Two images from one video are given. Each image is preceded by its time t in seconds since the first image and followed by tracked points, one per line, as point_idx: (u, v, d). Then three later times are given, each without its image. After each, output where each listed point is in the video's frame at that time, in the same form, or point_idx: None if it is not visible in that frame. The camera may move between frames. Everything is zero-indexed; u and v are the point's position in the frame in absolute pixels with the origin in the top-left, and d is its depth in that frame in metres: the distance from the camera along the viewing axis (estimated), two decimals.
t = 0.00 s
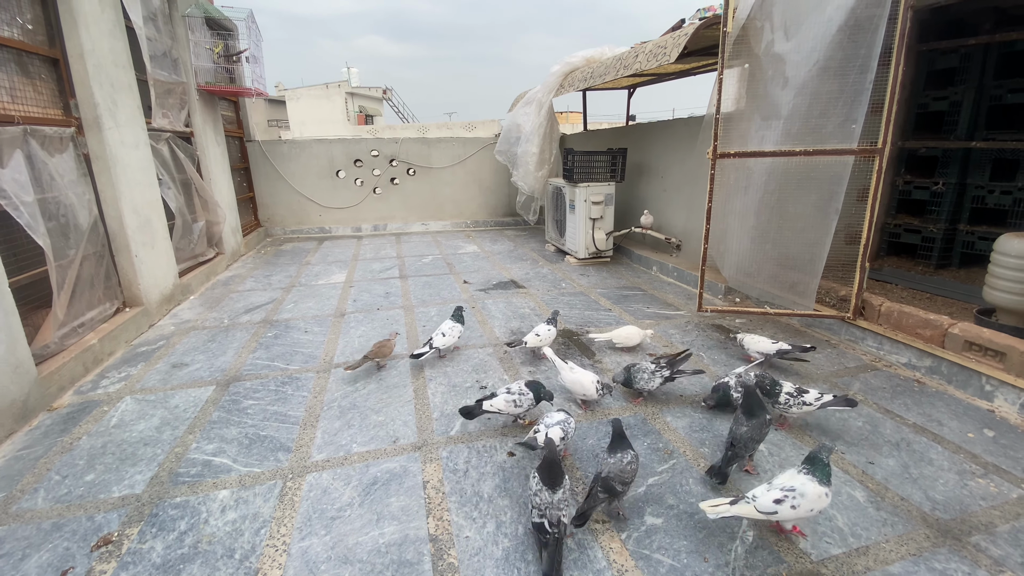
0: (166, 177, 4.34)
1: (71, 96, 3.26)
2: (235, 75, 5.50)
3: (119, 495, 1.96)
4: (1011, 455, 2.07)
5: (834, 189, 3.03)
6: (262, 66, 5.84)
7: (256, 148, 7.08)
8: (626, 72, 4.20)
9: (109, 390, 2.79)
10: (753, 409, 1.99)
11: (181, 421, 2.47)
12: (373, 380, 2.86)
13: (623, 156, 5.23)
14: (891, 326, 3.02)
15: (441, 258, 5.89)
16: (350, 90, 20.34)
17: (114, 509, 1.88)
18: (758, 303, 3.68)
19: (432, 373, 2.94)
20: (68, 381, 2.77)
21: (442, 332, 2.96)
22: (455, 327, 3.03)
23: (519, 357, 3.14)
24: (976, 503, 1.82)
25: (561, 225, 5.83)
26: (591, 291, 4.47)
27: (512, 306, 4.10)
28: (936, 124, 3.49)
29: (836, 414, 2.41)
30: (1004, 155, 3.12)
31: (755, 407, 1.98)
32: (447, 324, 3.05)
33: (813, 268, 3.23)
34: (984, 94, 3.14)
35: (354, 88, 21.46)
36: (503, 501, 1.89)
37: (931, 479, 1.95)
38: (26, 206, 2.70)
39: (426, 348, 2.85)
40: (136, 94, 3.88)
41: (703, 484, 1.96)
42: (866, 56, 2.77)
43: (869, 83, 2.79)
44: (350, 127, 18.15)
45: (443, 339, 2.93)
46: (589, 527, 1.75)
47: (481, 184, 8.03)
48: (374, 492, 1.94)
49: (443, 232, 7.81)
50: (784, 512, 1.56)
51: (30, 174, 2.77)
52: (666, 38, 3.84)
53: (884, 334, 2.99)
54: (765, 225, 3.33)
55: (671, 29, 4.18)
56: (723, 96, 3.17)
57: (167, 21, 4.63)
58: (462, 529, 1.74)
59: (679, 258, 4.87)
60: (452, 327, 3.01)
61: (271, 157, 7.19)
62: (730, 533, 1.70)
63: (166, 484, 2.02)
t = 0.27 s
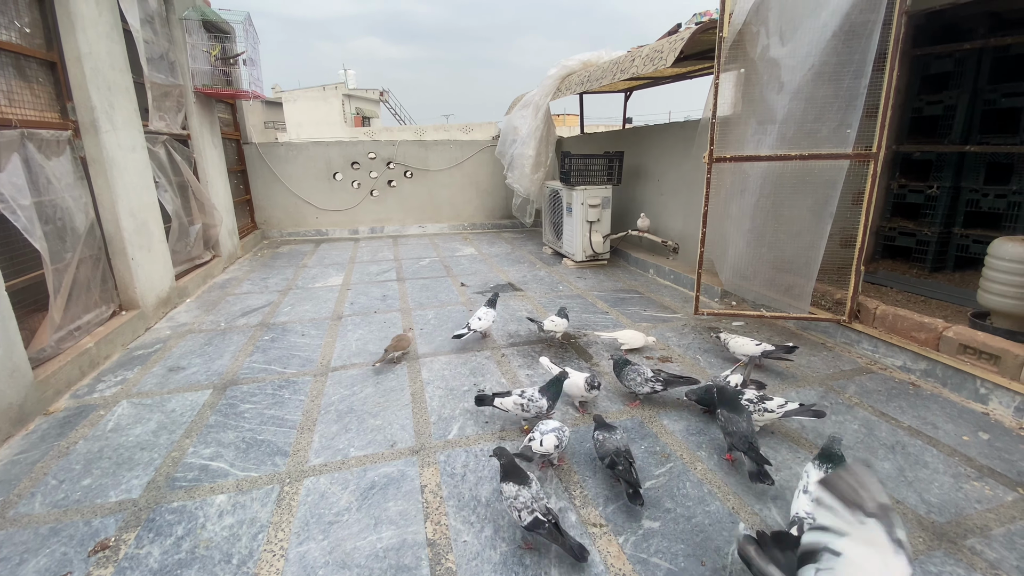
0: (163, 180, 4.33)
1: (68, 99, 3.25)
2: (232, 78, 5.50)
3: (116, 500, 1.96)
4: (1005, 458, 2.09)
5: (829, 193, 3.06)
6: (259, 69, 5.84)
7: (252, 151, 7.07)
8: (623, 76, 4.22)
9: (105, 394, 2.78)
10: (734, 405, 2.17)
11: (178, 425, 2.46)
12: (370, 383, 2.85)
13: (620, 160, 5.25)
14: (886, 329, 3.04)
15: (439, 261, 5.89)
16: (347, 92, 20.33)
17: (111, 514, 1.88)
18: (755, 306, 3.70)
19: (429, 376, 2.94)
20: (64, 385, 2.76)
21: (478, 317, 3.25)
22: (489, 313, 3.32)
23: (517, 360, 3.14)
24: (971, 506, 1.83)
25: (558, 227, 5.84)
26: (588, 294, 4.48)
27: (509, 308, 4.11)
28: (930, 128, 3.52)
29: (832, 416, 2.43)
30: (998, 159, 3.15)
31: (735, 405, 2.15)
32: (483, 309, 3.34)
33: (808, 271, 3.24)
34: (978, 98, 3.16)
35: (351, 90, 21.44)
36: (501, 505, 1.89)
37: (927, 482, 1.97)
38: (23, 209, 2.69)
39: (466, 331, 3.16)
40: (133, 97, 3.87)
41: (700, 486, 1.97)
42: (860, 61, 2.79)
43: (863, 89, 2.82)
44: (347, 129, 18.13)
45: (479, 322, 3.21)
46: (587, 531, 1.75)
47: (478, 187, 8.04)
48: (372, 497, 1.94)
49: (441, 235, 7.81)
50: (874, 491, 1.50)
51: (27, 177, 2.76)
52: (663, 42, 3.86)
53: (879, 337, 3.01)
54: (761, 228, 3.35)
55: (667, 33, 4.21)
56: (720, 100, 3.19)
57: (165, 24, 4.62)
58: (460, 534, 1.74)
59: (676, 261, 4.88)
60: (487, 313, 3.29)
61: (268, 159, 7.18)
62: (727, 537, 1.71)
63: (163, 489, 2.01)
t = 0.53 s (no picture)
0: (158, 181, 4.30)
1: (61, 100, 3.22)
2: (228, 79, 5.48)
3: (107, 506, 1.93)
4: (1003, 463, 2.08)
5: (826, 196, 3.05)
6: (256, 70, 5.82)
7: (249, 152, 7.04)
8: (620, 78, 4.22)
9: (98, 398, 2.75)
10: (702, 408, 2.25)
11: (171, 429, 2.44)
12: (366, 387, 2.83)
13: (617, 162, 5.25)
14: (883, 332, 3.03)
15: (436, 263, 5.87)
16: (345, 93, 20.31)
17: (102, 521, 1.85)
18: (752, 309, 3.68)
19: (425, 380, 2.92)
20: (57, 388, 2.73)
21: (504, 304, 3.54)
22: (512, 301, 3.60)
23: (513, 363, 3.13)
24: (970, 512, 1.82)
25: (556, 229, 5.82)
26: (586, 297, 4.47)
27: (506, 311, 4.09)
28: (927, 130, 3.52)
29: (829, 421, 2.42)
30: (995, 161, 3.15)
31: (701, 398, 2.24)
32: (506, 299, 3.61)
33: (805, 274, 3.23)
34: (975, 101, 3.17)
35: (349, 91, 21.42)
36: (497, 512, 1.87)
37: (925, 487, 1.95)
38: (15, 211, 2.66)
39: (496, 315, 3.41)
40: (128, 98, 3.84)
41: (697, 492, 1.96)
42: (858, 64, 2.79)
43: (861, 92, 2.81)
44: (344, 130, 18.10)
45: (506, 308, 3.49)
46: (583, 537, 1.73)
47: (475, 188, 8.02)
48: (366, 503, 1.92)
49: (438, 236, 7.79)
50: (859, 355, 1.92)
51: (19, 179, 2.73)
52: (660, 45, 3.85)
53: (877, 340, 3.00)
54: (757, 231, 3.34)
55: (664, 35, 4.20)
56: (717, 103, 3.18)
57: (160, 25, 4.60)
58: (454, 540, 1.73)
59: (673, 263, 4.87)
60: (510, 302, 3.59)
61: (264, 161, 7.15)
62: (724, 544, 1.69)
63: (155, 494, 1.98)
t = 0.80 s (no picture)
0: (157, 180, 4.30)
1: (61, 98, 3.22)
2: (228, 78, 5.48)
3: (107, 504, 1.93)
4: (1001, 462, 2.09)
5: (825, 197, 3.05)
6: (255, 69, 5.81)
7: (248, 151, 7.04)
8: (620, 78, 4.22)
9: (97, 396, 2.75)
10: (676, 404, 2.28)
11: (171, 427, 2.44)
12: (365, 386, 2.84)
13: (617, 162, 5.26)
14: (882, 332, 3.04)
15: (435, 262, 5.87)
16: (344, 93, 20.29)
17: (102, 519, 1.85)
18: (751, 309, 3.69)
19: (425, 379, 2.93)
20: (56, 387, 2.73)
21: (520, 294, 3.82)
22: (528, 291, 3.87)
23: (513, 362, 3.13)
24: (967, 510, 1.83)
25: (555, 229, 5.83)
26: (585, 296, 4.48)
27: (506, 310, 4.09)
28: (926, 132, 3.53)
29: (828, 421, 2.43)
30: (993, 162, 3.17)
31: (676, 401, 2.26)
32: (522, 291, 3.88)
33: (803, 275, 3.22)
34: (974, 102, 3.18)
35: (348, 90, 21.39)
36: (497, 510, 1.87)
37: (923, 486, 1.96)
38: (15, 210, 2.66)
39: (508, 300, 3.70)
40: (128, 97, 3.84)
41: (696, 491, 1.97)
42: (856, 65, 2.80)
43: (860, 92, 2.82)
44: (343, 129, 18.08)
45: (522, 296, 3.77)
46: (583, 536, 1.74)
47: (475, 188, 8.03)
48: (367, 501, 1.92)
49: (437, 236, 7.79)
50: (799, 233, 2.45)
51: (19, 177, 2.73)
52: (660, 45, 3.86)
53: (875, 340, 3.01)
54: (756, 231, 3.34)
55: (664, 36, 4.21)
56: (717, 103, 3.19)
57: (160, 23, 4.59)
58: (454, 539, 1.73)
59: (672, 263, 4.88)
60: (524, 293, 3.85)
61: (264, 160, 7.15)
62: (723, 542, 1.70)
63: (155, 493, 1.99)
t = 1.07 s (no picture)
0: (159, 176, 4.29)
1: (62, 94, 3.21)
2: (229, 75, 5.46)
3: (110, 501, 1.93)
4: (1006, 461, 2.08)
5: (829, 195, 3.04)
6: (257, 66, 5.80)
7: (250, 148, 7.03)
8: (623, 76, 4.21)
9: (100, 393, 2.75)
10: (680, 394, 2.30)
11: (174, 425, 2.44)
12: (368, 384, 2.83)
13: (620, 160, 5.24)
14: (886, 331, 3.03)
15: (437, 260, 5.86)
16: (346, 91, 20.27)
17: (105, 516, 1.85)
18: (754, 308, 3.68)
19: (428, 376, 2.92)
20: (58, 383, 2.72)
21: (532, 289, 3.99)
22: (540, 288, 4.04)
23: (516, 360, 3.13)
24: (972, 509, 1.82)
25: (557, 227, 5.82)
26: (588, 295, 4.47)
27: (508, 308, 4.09)
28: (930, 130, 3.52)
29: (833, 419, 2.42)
30: (997, 162, 3.15)
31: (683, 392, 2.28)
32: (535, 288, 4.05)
33: (806, 273, 3.22)
34: (977, 101, 3.17)
35: (350, 88, 21.37)
36: (501, 508, 1.87)
37: (928, 485, 1.96)
38: (16, 206, 2.65)
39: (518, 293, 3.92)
40: (129, 93, 3.83)
41: (701, 489, 1.96)
42: (861, 63, 2.79)
43: (864, 90, 2.81)
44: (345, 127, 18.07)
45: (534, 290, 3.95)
46: (588, 534, 1.73)
47: (477, 186, 8.01)
48: (371, 499, 1.91)
49: (439, 234, 7.78)
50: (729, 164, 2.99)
51: (21, 173, 2.72)
52: (664, 43, 3.84)
53: (879, 339, 3.00)
54: (760, 230, 3.33)
55: (667, 33, 4.20)
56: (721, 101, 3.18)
57: (162, 20, 4.58)
58: (459, 536, 1.73)
59: (675, 262, 4.87)
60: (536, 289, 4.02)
61: (265, 157, 7.14)
62: (729, 540, 1.70)
63: (158, 490, 1.98)
